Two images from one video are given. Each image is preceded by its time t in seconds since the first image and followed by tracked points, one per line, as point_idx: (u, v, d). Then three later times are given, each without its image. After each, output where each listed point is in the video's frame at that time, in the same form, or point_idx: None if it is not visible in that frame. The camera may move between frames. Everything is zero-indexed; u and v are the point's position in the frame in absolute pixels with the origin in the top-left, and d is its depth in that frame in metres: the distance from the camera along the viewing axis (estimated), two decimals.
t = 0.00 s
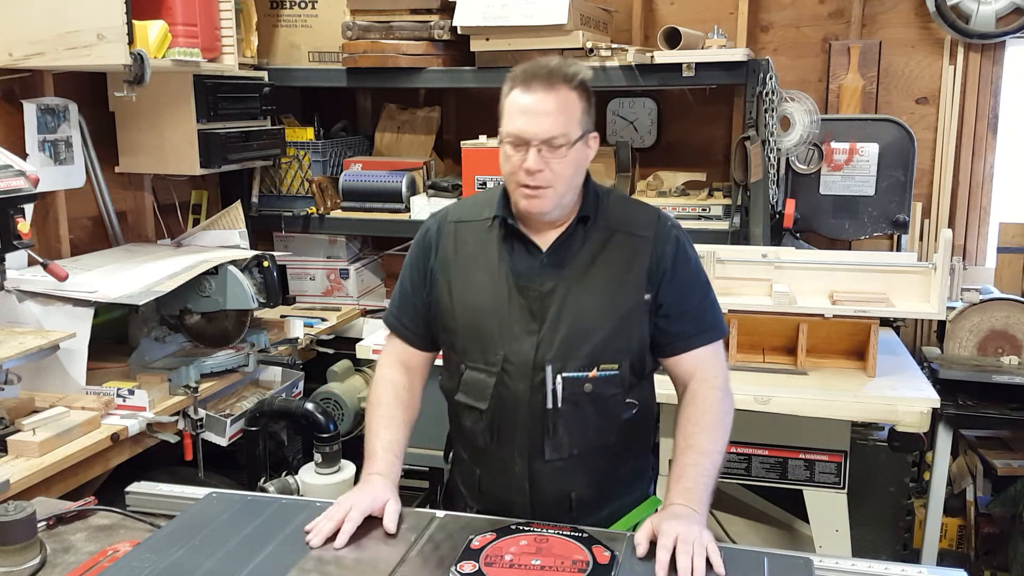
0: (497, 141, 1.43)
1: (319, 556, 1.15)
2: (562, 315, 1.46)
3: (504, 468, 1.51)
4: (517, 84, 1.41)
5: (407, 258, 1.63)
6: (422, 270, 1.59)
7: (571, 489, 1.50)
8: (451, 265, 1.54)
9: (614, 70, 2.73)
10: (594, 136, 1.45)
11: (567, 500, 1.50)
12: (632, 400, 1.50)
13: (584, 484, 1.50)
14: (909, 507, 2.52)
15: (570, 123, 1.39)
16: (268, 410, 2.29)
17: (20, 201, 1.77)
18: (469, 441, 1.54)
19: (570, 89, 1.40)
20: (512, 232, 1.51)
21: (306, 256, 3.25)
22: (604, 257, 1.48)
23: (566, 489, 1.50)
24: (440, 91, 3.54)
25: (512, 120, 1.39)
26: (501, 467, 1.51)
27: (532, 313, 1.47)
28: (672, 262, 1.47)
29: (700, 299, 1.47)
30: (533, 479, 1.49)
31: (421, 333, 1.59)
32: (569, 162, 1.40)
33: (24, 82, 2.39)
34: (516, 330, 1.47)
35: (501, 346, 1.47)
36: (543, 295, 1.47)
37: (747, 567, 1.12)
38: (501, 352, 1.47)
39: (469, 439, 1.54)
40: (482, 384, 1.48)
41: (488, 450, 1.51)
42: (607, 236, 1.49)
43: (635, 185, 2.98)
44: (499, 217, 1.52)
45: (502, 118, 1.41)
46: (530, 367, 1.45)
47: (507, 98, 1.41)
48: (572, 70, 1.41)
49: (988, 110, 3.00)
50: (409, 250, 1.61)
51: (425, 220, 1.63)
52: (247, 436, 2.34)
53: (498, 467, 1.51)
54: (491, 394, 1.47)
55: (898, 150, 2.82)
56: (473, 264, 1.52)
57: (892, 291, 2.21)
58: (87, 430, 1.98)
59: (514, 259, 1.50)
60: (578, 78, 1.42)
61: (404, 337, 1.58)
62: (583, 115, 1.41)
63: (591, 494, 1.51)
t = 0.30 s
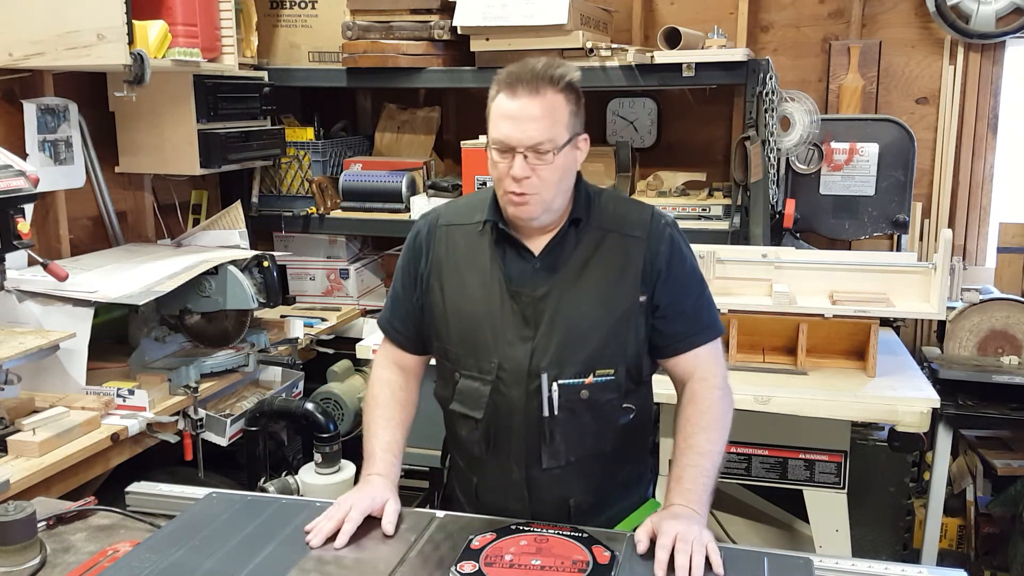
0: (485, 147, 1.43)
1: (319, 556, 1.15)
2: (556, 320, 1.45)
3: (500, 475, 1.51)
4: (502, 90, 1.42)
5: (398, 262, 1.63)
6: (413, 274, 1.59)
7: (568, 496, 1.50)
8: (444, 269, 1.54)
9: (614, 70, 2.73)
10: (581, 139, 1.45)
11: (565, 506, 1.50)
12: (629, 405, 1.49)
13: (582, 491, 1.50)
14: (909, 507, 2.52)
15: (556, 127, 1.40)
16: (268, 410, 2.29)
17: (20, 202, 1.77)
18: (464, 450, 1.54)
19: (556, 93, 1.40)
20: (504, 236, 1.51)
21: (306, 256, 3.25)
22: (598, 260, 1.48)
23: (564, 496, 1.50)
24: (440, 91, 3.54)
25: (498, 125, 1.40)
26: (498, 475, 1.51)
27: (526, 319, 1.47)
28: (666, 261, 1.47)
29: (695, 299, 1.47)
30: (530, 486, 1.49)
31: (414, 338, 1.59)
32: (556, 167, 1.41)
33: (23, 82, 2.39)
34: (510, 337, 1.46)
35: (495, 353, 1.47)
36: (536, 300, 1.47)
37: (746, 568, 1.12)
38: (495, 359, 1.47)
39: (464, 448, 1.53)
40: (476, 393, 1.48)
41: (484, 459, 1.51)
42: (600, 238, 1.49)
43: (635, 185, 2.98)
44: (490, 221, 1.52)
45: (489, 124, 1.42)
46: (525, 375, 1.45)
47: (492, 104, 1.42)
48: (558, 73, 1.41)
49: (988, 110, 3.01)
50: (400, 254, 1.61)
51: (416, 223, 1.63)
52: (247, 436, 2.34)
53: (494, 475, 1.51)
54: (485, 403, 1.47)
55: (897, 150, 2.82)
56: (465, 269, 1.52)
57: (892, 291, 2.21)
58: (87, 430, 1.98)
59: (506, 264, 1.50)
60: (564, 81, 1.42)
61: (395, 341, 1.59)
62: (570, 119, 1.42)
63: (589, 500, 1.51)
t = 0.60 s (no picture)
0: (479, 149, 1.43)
1: (319, 556, 1.15)
2: (553, 324, 1.45)
3: (498, 479, 1.51)
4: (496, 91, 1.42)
5: (394, 264, 1.63)
6: (408, 276, 1.59)
7: (567, 499, 1.50)
8: (440, 272, 1.54)
9: (614, 70, 2.73)
10: (575, 140, 1.45)
11: (564, 509, 1.50)
12: (627, 407, 1.49)
13: (580, 494, 1.50)
14: (909, 507, 2.52)
15: (550, 129, 1.40)
16: (268, 410, 2.30)
17: (20, 202, 1.77)
18: (462, 454, 1.54)
19: (550, 94, 1.40)
20: (499, 239, 1.51)
21: (306, 256, 3.25)
22: (595, 262, 1.48)
23: (562, 499, 1.50)
24: (440, 91, 3.54)
25: (492, 127, 1.40)
26: (496, 479, 1.51)
27: (523, 323, 1.46)
28: (664, 262, 1.47)
29: (693, 300, 1.47)
30: (528, 489, 1.49)
31: (410, 341, 1.59)
32: (551, 169, 1.41)
33: (23, 82, 2.39)
34: (506, 340, 1.46)
35: (492, 357, 1.47)
36: (533, 303, 1.47)
37: (746, 568, 1.12)
38: (492, 363, 1.47)
39: (462, 451, 1.53)
40: (473, 397, 1.47)
41: (481, 462, 1.51)
42: (597, 239, 1.49)
43: (634, 185, 2.98)
44: (486, 224, 1.52)
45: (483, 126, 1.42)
46: (522, 379, 1.45)
47: (486, 106, 1.42)
48: (552, 74, 1.41)
49: (988, 110, 3.01)
50: (396, 256, 1.61)
51: (411, 225, 1.63)
52: (246, 436, 2.36)
53: (492, 479, 1.51)
54: (482, 407, 1.47)
55: (897, 150, 2.82)
56: (461, 272, 1.52)
57: (892, 291, 2.22)
58: (88, 430, 1.98)
59: (502, 266, 1.50)
60: (558, 82, 1.42)
61: (391, 343, 1.59)
62: (564, 120, 1.42)
63: (588, 503, 1.51)
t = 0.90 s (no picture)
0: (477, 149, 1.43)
1: (319, 556, 1.15)
2: (552, 324, 1.45)
3: (497, 480, 1.50)
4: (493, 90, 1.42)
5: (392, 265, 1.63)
6: (407, 277, 1.59)
7: (566, 499, 1.50)
8: (438, 273, 1.54)
9: (614, 70, 2.72)
10: (573, 140, 1.45)
11: (563, 510, 1.50)
12: (626, 408, 1.49)
13: (580, 494, 1.50)
14: (909, 507, 2.52)
15: (548, 128, 1.40)
16: (268, 410, 2.30)
17: (20, 202, 1.77)
18: (461, 455, 1.54)
19: (548, 93, 1.40)
20: (498, 240, 1.51)
21: (306, 256, 3.25)
22: (594, 263, 1.48)
23: (561, 500, 1.50)
24: (440, 91, 3.54)
25: (490, 127, 1.40)
26: (495, 480, 1.51)
27: (522, 323, 1.46)
28: (663, 262, 1.47)
29: (692, 300, 1.47)
30: (528, 490, 1.49)
31: (409, 341, 1.59)
32: (549, 168, 1.41)
33: (23, 82, 2.39)
34: (505, 341, 1.46)
35: (491, 358, 1.47)
36: (532, 304, 1.47)
37: (745, 568, 1.12)
38: (491, 364, 1.46)
39: (461, 452, 1.53)
40: (472, 398, 1.47)
41: (480, 464, 1.51)
42: (596, 240, 1.49)
43: (634, 186, 2.98)
44: (484, 224, 1.52)
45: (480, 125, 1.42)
46: (521, 380, 1.45)
47: (483, 106, 1.42)
48: (550, 74, 1.41)
49: (988, 110, 3.01)
50: (394, 257, 1.62)
51: (409, 226, 1.63)
52: (247, 437, 2.34)
53: (491, 480, 1.51)
54: (481, 409, 1.47)
55: (897, 150, 2.82)
56: (459, 273, 1.52)
57: (892, 291, 2.21)
58: (88, 430, 1.98)
59: (501, 267, 1.50)
60: (556, 81, 1.42)
61: (390, 344, 1.59)
62: (562, 119, 1.42)
63: (587, 504, 1.51)
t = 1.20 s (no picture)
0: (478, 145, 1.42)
1: (320, 556, 1.15)
2: (552, 324, 1.45)
3: (497, 480, 1.50)
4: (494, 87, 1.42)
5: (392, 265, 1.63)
6: (407, 277, 1.59)
7: (566, 499, 1.50)
8: (438, 272, 1.54)
9: (613, 70, 2.72)
10: (573, 137, 1.45)
11: (563, 509, 1.50)
12: (626, 407, 1.49)
13: (580, 493, 1.50)
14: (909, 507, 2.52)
15: (550, 125, 1.39)
16: (268, 410, 2.30)
17: (20, 202, 1.76)
18: (461, 454, 1.54)
19: (548, 91, 1.40)
20: (498, 239, 1.51)
21: (306, 256, 3.25)
22: (594, 262, 1.47)
23: (561, 499, 1.50)
24: (440, 91, 3.54)
25: (491, 124, 1.39)
26: (495, 480, 1.50)
27: (522, 323, 1.46)
28: (663, 262, 1.47)
29: (692, 300, 1.47)
30: (528, 490, 1.49)
31: (409, 341, 1.59)
32: (550, 165, 1.41)
33: (23, 82, 2.39)
34: (505, 340, 1.46)
35: (491, 357, 1.46)
36: (532, 303, 1.47)
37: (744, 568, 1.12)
38: (491, 363, 1.46)
39: (461, 452, 1.53)
40: (471, 398, 1.47)
41: (480, 463, 1.51)
42: (596, 239, 1.49)
43: (634, 185, 2.98)
44: (485, 224, 1.52)
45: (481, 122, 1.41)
46: (521, 379, 1.44)
47: (484, 103, 1.42)
48: (550, 71, 1.41)
49: (988, 110, 3.00)
50: (394, 257, 1.61)
51: (409, 226, 1.63)
52: (247, 436, 2.34)
53: (491, 479, 1.51)
54: (481, 408, 1.46)
55: (897, 150, 2.82)
56: (459, 273, 1.52)
57: (893, 291, 2.21)
58: (88, 430, 1.98)
59: (501, 267, 1.50)
60: (557, 79, 1.42)
61: (390, 344, 1.59)
62: (563, 117, 1.42)
63: (587, 503, 1.51)
